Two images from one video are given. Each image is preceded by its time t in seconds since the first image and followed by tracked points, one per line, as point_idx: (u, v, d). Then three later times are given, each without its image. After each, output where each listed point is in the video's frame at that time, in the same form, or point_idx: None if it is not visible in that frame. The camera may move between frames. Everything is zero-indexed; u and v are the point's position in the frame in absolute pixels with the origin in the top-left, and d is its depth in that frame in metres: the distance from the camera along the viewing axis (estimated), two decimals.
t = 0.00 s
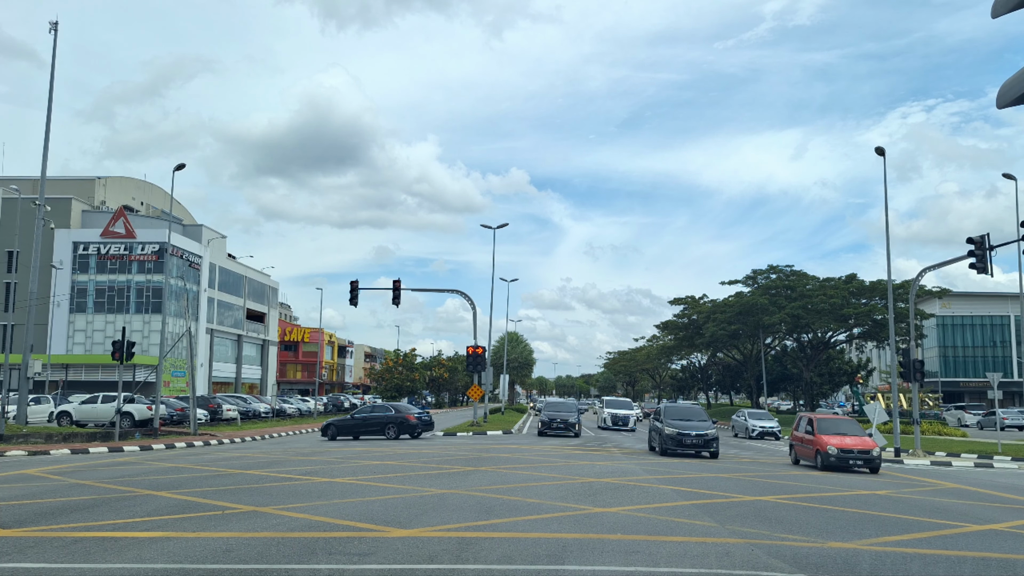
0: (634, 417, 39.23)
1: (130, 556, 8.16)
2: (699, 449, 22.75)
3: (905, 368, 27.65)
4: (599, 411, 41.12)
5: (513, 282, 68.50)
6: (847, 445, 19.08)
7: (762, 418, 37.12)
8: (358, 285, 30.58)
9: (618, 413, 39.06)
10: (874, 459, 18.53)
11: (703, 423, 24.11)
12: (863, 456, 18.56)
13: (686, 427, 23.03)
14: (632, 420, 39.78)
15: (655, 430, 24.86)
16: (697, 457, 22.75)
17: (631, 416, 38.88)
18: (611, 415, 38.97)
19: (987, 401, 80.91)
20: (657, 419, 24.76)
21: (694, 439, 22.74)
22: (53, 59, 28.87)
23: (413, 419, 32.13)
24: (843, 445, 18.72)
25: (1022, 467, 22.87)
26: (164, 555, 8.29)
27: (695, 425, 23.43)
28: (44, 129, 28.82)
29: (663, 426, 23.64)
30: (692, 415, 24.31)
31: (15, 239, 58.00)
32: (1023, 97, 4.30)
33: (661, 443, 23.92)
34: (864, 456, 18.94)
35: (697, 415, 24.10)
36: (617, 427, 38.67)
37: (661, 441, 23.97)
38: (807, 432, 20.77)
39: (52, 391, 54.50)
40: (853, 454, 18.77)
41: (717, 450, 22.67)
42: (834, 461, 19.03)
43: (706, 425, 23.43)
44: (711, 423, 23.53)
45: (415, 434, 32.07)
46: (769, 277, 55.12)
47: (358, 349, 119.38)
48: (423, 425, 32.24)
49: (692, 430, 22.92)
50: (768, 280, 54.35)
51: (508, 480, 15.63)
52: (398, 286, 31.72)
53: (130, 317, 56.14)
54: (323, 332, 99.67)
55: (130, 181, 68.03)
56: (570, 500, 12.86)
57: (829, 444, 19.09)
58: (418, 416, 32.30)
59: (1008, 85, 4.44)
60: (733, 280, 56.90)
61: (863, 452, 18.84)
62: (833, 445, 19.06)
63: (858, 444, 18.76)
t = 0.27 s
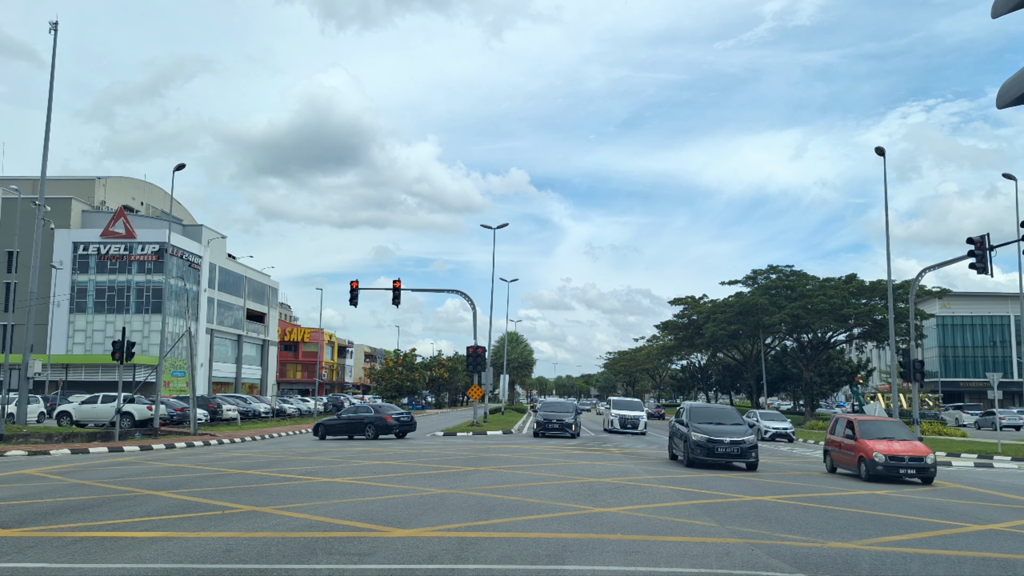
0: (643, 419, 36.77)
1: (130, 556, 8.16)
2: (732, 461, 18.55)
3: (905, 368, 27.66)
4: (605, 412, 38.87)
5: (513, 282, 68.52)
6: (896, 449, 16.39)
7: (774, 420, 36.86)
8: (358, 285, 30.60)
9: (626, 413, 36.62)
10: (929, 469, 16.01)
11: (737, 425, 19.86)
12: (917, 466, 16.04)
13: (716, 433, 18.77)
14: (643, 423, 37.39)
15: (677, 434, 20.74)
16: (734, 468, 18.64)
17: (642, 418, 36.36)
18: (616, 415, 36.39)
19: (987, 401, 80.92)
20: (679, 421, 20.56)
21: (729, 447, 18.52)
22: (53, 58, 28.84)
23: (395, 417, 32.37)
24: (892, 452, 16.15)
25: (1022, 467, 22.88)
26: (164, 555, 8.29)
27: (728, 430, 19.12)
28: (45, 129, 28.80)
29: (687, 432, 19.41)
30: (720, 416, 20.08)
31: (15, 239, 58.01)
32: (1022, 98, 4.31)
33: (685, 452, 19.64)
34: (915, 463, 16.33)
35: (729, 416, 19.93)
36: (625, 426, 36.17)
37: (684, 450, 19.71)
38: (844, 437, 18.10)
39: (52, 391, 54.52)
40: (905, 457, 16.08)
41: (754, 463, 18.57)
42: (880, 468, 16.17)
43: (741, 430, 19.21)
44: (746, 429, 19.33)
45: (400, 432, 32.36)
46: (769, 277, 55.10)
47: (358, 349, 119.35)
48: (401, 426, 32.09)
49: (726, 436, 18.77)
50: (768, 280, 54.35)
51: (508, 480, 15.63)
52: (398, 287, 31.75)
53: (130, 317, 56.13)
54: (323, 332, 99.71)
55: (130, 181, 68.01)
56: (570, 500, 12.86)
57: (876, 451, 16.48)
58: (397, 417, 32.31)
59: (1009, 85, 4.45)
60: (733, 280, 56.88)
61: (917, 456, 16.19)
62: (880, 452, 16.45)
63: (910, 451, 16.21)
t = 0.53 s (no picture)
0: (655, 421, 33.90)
1: (130, 556, 8.16)
2: (784, 479, 14.54)
3: (905, 368, 27.64)
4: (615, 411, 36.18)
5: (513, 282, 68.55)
6: (964, 458, 14.28)
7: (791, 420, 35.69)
8: (358, 284, 30.60)
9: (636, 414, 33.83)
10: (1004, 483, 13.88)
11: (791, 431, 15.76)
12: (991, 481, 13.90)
13: (766, 443, 14.81)
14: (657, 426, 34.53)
15: (711, 441, 16.70)
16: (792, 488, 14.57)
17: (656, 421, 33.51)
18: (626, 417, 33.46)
19: (987, 401, 80.93)
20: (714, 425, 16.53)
21: (783, 461, 14.53)
22: (53, 58, 28.84)
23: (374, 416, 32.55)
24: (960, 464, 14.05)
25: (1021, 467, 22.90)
26: (164, 555, 8.29)
27: (780, 438, 15.07)
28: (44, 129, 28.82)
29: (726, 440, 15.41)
30: (768, 419, 16.04)
31: (15, 239, 58.02)
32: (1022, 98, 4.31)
33: (724, 466, 15.61)
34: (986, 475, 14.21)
35: (779, 420, 15.92)
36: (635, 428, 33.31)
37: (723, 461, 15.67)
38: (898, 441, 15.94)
39: (52, 391, 54.53)
40: (976, 469, 13.97)
41: (814, 481, 14.61)
42: (946, 482, 14.06)
43: (796, 438, 15.21)
44: (801, 436, 15.34)
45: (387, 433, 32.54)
46: (769, 277, 55.08)
47: (358, 349, 119.33)
48: (380, 426, 31.93)
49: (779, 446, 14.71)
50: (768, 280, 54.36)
51: (508, 480, 15.63)
52: (398, 287, 31.77)
53: (130, 316, 56.14)
54: (323, 332, 99.73)
55: (130, 181, 68.03)
56: (570, 500, 12.86)
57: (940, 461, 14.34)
58: (378, 417, 32.42)
59: (1008, 85, 4.46)
60: (733, 280, 56.87)
61: (989, 468, 14.08)
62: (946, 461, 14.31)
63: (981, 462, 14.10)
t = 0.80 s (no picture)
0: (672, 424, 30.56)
1: (129, 556, 8.16)
2: (881, 510, 10.97)
3: (905, 368, 27.63)
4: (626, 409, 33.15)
5: (513, 282, 68.55)
6: None
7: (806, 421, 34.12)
8: (358, 285, 30.58)
9: (647, 416, 30.66)
10: None
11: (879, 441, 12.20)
12: None
13: (854, 461, 11.20)
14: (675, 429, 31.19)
15: (769, 453, 13.15)
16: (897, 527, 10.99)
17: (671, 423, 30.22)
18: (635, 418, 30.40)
19: (987, 401, 80.96)
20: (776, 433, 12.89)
21: (881, 487, 10.96)
22: (53, 58, 28.81)
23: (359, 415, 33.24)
24: None
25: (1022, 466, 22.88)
26: (164, 555, 8.29)
27: (873, 453, 11.47)
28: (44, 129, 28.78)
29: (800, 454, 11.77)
30: (847, 427, 12.47)
31: (15, 239, 58.03)
32: (1022, 98, 4.31)
33: (794, 492, 11.95)
34: None
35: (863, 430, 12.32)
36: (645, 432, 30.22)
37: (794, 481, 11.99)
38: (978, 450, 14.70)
39: (52, 391, 54.56)
40: None
41: (926, 514, 10.98)
42: None
43: (895, 454, 11.59)
44: (902, 452, 11.73)
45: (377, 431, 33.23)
46: (769, 277, 55.07)
47: (358, 349, 119.35)
48: (364, 426, 32.43)
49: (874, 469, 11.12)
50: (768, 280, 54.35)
51: (508, 480, 15.63)
52: (398, 287, 31.76)
53: (130, 316, 56.14)
54: (322, 332, 99.72)
55: (130, 181, 68.00)
56: (570, 500, 12.86)
57: None
58: (361, 418, 32.83)
59: (1009, 85, 4.45)
60: (733, 280, 56.86)
61: None
62: None
63: None
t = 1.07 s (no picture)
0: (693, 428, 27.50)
1: (129, 556, 8.16)
2: None
3: (905, 368, 27.62)
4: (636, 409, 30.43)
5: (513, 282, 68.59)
6: None
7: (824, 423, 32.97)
8: (358, 285, 30.58)
9: (661, 419, 27.69)
10: None
11: None
12: None
13: None
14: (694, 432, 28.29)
15: (902, 490, 9.70)
16: None
17: (692, 427, 27.16)
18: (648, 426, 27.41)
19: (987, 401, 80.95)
20: (905, 460, 9.65)
21: None
22: (53, 59, 28.82)
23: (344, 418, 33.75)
24: None
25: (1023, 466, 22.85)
26: (164, 555, 8.28)
27: None
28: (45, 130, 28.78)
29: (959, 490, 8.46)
30: (1001, 441, 9.32)
31: (15, 239, 58.02)
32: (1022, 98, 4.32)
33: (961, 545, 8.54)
34: None
35: None
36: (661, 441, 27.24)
37: (946, 526, 8.75)
38: None
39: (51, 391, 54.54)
40: None
41: None
42: None
43: None
44: None
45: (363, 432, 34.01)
46: (768, 277, 55.08)
47: (358, 350, 119.38)
48: (349, 427, 33.02)
49: None
50: (768, 280, 54.36)
51: (508, 480, 15.63)
52: (398, 287, 31.77)
53: (130, 316, 56.13)
54: (322, 332, 99.72)
55: (130, 181, 68.01)
56: (570, 500, 12.86)
57: None
58: (347, 419, 33.43)
59: (1009, 85, 4.46)
60: (733, 280, 56.89)
61: None
62: None
63: None
